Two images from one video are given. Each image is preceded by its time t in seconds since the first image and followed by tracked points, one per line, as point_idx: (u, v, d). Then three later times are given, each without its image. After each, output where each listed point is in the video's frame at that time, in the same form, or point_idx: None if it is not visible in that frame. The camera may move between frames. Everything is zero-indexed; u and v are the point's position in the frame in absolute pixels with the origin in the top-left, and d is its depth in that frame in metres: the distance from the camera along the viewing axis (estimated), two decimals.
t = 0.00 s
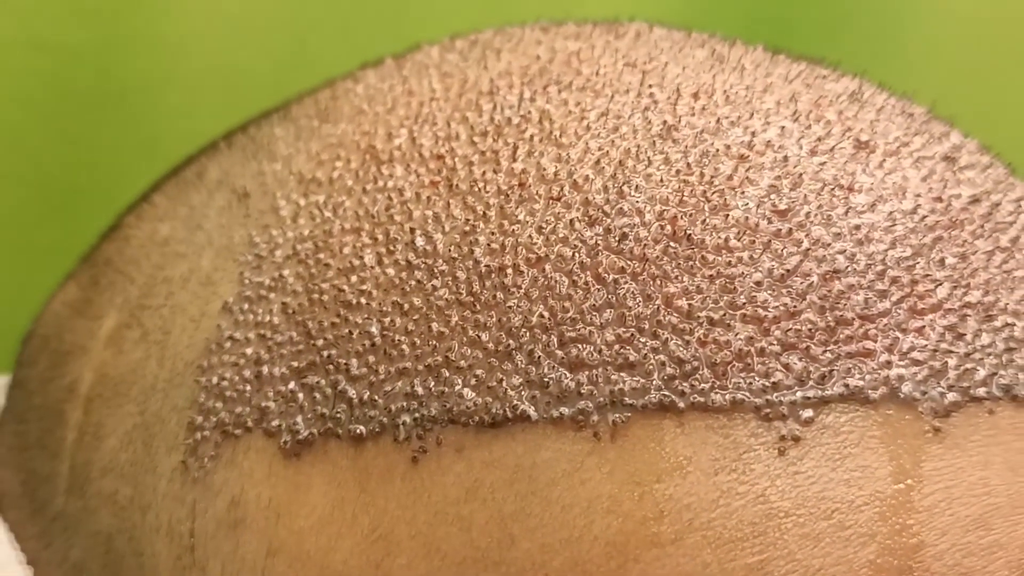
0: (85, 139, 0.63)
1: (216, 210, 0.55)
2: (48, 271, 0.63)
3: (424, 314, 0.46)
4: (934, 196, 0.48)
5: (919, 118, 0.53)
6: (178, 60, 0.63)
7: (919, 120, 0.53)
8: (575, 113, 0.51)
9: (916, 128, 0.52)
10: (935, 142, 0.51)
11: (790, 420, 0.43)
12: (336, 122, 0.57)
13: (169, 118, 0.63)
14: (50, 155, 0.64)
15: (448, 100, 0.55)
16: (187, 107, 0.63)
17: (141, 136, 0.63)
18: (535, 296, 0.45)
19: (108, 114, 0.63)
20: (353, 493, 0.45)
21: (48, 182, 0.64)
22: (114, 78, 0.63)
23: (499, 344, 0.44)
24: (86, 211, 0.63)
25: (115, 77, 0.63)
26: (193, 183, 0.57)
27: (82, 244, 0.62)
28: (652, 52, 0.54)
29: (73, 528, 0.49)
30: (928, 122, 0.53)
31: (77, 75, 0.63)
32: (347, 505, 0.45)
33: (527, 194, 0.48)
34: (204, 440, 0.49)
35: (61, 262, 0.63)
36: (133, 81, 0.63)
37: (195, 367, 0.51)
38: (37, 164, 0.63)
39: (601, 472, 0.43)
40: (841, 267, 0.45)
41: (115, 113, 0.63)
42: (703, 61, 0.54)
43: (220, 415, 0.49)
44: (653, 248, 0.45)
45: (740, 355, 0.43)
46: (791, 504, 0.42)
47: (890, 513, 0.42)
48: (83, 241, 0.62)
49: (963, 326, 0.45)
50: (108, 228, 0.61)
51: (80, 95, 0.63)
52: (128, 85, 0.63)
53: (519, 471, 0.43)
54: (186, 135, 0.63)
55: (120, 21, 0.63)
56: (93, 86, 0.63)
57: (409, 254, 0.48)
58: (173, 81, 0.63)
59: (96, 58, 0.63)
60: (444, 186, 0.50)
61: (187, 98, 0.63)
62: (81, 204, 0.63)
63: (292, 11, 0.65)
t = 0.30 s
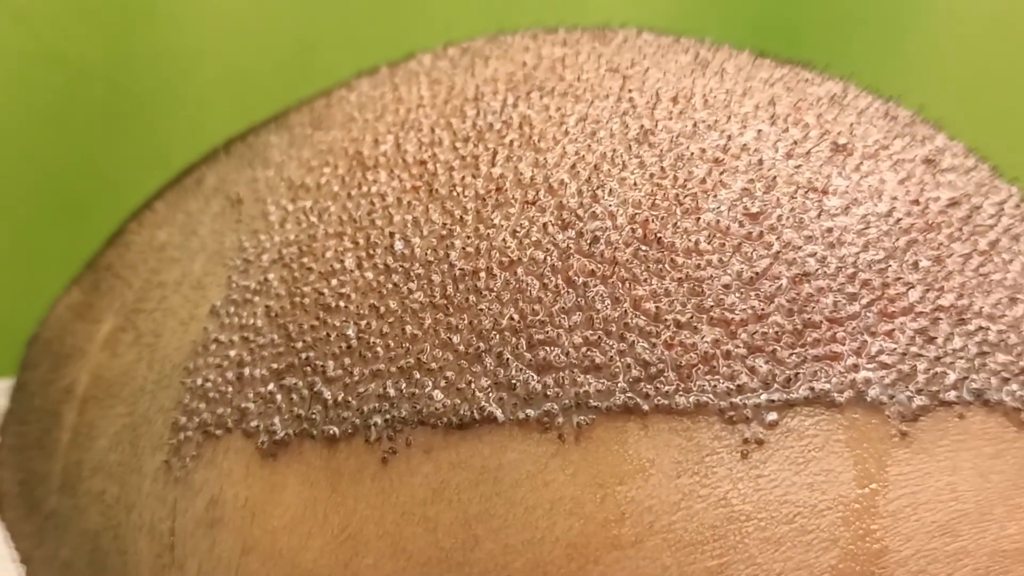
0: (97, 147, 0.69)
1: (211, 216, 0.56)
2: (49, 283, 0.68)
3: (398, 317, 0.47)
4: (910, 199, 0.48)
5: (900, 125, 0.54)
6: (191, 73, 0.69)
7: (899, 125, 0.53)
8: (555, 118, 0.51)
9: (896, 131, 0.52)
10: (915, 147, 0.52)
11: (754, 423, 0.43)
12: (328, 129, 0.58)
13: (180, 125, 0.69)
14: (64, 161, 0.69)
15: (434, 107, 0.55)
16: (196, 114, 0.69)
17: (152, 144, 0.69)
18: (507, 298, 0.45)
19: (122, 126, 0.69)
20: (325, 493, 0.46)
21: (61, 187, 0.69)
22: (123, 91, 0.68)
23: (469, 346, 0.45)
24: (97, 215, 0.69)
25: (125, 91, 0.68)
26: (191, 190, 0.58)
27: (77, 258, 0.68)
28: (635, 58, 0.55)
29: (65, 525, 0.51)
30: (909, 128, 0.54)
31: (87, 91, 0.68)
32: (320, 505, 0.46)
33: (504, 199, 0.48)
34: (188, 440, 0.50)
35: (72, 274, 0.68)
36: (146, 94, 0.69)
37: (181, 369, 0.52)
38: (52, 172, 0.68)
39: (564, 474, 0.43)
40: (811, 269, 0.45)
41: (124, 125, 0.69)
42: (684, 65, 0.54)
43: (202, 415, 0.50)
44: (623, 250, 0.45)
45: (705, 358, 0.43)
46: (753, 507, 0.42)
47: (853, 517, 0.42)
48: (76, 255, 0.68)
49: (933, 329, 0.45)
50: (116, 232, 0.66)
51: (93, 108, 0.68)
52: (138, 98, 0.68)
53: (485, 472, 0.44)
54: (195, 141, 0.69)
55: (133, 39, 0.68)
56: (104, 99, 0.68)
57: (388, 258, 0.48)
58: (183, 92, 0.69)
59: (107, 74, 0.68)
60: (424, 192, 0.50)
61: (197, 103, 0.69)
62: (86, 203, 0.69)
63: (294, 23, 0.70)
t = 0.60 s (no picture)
0: (180, 129, 0.80)
1: (200, 215, 0.58)
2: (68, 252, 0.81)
3: (368, 316, 0.47)
4: (882, 198, 0.48)
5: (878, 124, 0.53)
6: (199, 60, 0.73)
7: (876, 124, 0.53)
8: (529, 118, 0.51)
9: (871, 130, 0.52)
10: (890, 147, 0.51)
11: (713, 422, 0.43)
12: (316, 129, 0.59)
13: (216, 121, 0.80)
14: (140, 133, 0.80)
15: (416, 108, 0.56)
16: (218, 111, 0.80)
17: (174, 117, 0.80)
18: (472, 299, 0.46)
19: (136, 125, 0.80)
20: (294, 489, 0.47)
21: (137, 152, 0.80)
22: (146, 93, 0.80)
23: (434, 346, 0.46)
24: (167, 139, 0.80)
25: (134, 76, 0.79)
26: (186, 190, 0.59)
27: (151, 172, 0.80)
28: (615, 58, 0.55)
29: (58, 519, 0.53)
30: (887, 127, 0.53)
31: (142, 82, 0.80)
32: (290, 501, 0.47)
33: (474, 199, 0.48)
34: (167, 437, 0.51)
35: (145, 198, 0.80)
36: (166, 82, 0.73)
37: (164, 366, 0.53)
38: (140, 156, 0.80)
39: (524, 473, 0.43)
40: (774, 269, 0.45)
41: (178, 99, 0.80)
42: (661, 65, 0.54)
43: (180, 413, 0.51)
44: (587, 251, 0.45)
45: (665, 358, 0.43)
46: (710, 505, 0.42)
47: (811, 516, 0.42)
48: (141, 182, 0.80)
49: (897, 329, 0.44)
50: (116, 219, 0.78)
51: (120, 95, 0.80)
52: (163, 78, 0.80)
53: (448, 470, 0.44)
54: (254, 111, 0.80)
55: (149, 37, 0.79)
56: (128, 102, 0.80)
57: (360, 258, 0.49)
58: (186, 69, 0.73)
59: (120, 56, 0.79)
60: (399, 192, 0.51)
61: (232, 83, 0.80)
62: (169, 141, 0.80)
63: None
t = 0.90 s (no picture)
0: (158, 132, 0.81)
1: (186, 209, 0.58)
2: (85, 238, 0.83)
3: (336, 312, 0.48)
4: (852, 195, 0.48)
5: (854, 119, 0.53)
6: (195, 64, 0.79)
7: (853, 119, 0.53)
8: (501, 114, 0.52)
9: (846, 126, 0.52)
10: (865, 142, 0.51)
11: (670, 418, 0.43)
12: (300, 124, 0.59)
13: (200, 117, 0.81)
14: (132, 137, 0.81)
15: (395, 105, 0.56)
16: (229, 101, 0.81)
17: (175, 127, 0.81)
18: (437, 296, 0.46)
19: (156, 118, 0.81)
20: (264, 482, 0.48)
21: (126, 146, 0.81)
22: (156, 83, 0.80)
23: (398, 342, 0.46)
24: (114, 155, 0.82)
25: (157, 82, 0.80)
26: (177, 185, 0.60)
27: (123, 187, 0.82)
28: (593, 54, 0.55)
29: (45, 509, 0.54)
30: (864, 119, 0.53)
31: (139, 82, 0.80)
32: (260, 495, 0.48)
33: (443, 196, 0.49)
34: (145, 430, 0.53)
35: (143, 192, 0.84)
36: (178, 82, 0.80)
37: (145, 359, 0.54)
38: (103, 163, 0.82)
39: (485, 468, 0.44)
40: (735, 266, 0.45)
41: (173, 110, 0.81)
42: (636, 61, 0.54)
43: (159, 407, 0.53)
44: (549, 248, 0.46)
45: (623, 354, 0.44)
46: (667, 501, 0.42)
47: (769, 512, 0.42)
48: (120, 188, 0.82)
49: (859, 325, 0.44)
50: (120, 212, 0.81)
51: (131, 106, 0.80)
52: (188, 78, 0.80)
53: (411, 465, 0.45)
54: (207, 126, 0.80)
55: (103, 20, 0.77)
56: (141, 93, 0.80)
57: (331, 254, 0.50)
58: (192, 75, 0.80)
59: (139, 72, 0.79)
60: (371, 188, 0.51)
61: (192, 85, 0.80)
62: (142, 160, 0.82)
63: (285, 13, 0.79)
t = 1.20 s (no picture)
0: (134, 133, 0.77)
1: (176, 203, 0.59)
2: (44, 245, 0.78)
3: (308, 305, 0.49)
4: (821, 187, 0.48)
5: (827, 114, 0.53)
6: (206, 60, 0.76)
7: (827, 114, 0.53)
8: (475, 110, 0.52)
9: (820, 120, 0.52)
10: (837, 136, 0.51)
11: (630, 412, 0.43)
12: (286, 121, 0.60)
13: (180, 120, 0.78)
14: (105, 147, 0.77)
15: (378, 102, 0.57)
16: (209, 95, 0.77)
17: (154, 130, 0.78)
18: (404, 289, 0.47)
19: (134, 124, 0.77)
20: (237, 473, 0.48)
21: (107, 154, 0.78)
22: (161, 81, 0.76)
23: (366, 335, 0.46)
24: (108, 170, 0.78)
25: (161, 79, 0.76)
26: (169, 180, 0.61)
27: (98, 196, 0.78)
28: (571, 51, 0.56)
29: (36, 502, 0.54)
30: (837, 114, 0.54)
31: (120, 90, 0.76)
32: (233, 485, 0.48)
33: (414, 190, 0.50)
34: (128, 422, 0.53)
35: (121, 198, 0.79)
36: (176, 74, 0.77)
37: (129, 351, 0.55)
38: (70, 173, 0.77)
39: (447, 461, 0.44)
40: (698, 260, 0.45)
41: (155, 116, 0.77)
42: (610, 57, 0.54)
43: (141, 399, 0.53)
44: (515, 241, 0.46)
45: (585, 348, 0.44)
46: (625, 495, 0.42)
47: (728, 507, 0.42)
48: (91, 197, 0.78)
49: (822, 319, 0.44)
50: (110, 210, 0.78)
51: (130, 108, 0.77)
52: (174, 79, 0.77)
53: (375, 457, 0.45)
54: (210, 126, 0.78)
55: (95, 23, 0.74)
56: (140, 94, 0.77)
57: (307, 248, 0.51)
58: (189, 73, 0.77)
59: (141, 70, 0.76)
60: (346, 183, 0.52)
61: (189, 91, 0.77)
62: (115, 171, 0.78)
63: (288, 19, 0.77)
